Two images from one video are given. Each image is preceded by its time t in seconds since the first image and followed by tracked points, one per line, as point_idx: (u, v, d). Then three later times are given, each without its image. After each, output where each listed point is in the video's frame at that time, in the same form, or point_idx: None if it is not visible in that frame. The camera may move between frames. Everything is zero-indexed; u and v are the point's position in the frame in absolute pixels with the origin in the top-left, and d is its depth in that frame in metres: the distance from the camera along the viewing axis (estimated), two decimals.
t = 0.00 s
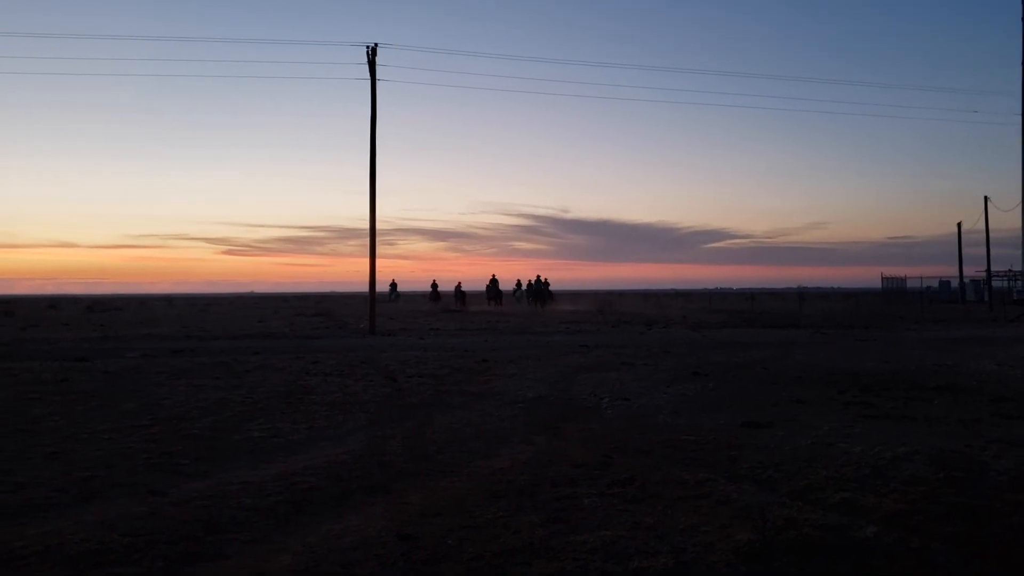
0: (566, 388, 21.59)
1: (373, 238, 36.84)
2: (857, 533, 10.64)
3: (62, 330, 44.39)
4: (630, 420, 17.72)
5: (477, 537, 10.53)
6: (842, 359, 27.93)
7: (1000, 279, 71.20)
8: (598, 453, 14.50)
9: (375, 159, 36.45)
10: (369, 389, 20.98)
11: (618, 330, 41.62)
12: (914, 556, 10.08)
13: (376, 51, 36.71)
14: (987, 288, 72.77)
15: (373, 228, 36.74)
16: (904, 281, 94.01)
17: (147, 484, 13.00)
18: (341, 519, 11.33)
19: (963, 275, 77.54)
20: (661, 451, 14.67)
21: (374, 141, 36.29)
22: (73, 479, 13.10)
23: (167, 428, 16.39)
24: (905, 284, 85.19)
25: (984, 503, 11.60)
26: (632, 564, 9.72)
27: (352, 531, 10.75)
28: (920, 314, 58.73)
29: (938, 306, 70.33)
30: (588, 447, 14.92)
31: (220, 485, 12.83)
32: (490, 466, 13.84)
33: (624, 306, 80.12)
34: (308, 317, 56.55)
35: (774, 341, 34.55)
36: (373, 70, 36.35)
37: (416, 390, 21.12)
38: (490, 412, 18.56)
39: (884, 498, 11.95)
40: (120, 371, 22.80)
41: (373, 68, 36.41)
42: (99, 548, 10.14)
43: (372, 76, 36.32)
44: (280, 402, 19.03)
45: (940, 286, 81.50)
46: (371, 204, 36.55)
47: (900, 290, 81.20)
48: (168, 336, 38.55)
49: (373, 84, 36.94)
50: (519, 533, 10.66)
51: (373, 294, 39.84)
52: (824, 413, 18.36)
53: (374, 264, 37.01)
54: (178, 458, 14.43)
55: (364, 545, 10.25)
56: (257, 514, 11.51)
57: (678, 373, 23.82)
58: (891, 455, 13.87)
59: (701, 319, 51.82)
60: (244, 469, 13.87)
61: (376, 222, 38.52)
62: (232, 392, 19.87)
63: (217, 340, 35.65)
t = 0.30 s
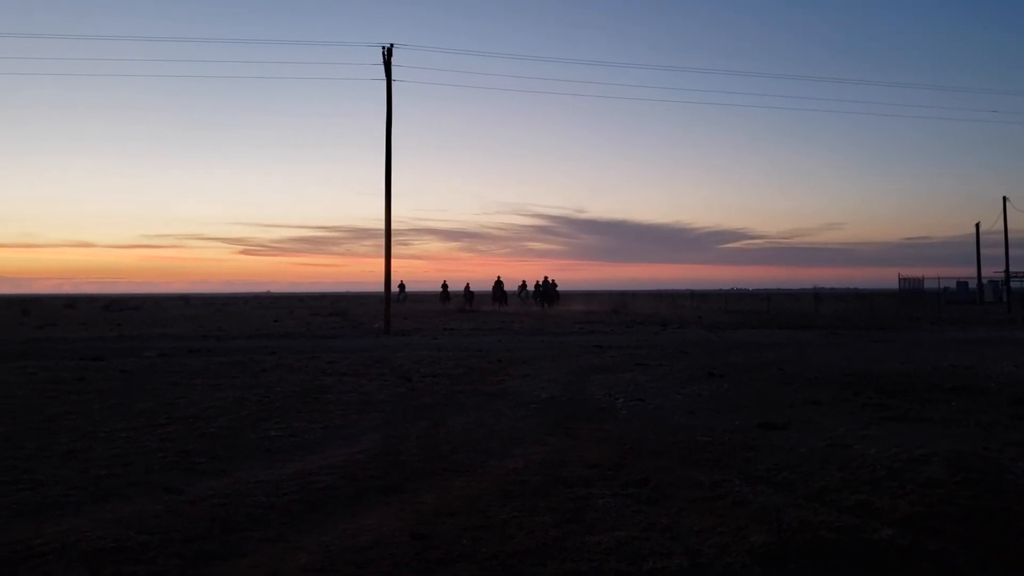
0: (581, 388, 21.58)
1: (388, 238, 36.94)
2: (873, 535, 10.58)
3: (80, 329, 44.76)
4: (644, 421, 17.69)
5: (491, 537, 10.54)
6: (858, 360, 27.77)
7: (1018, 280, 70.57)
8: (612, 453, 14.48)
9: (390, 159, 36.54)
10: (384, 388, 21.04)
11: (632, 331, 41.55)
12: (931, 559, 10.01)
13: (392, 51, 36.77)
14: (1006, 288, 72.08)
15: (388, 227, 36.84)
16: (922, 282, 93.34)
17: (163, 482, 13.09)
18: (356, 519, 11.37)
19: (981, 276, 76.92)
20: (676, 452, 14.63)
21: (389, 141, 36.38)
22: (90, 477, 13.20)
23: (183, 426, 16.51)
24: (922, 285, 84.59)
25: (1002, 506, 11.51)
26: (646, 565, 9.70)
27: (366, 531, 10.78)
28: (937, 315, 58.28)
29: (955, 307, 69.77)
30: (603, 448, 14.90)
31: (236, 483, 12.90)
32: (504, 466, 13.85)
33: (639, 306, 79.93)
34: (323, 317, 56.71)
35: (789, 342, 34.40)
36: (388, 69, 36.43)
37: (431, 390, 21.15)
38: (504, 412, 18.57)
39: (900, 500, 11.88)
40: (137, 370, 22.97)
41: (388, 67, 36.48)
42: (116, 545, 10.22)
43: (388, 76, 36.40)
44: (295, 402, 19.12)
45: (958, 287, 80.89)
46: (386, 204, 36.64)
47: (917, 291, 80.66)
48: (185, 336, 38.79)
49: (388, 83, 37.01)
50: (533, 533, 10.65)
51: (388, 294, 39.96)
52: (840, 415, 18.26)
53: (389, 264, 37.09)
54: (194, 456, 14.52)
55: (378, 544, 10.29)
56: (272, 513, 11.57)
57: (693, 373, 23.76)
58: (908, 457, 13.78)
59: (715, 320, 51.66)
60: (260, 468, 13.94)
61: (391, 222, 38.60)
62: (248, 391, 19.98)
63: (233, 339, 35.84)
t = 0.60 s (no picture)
0: (584, 386, 21.59)
1: (391, 236, 36.93)
2: (877, 533, 10.57)
3: (84, 326, 44.84)
4: (647, 418, 17.69)
5: (494, 534, 10.55)
6: (862, 359, 27.76)
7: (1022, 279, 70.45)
8: (616, 451, 14.48)
9: (394, 156, 36.56)
10: (387, 386, 21.07)
11: (635, 329, 41.54)
12: (935, 557, 9.99)
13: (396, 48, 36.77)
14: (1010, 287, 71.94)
15: (392, 225, 36.85)
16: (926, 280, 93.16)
17: (167, 479, 13.10)
18: (359, 516, 11.37)
19: (984, 275, 76.77)
20: (679, 450, 14.63)
21: (393, 139, 36.39)
22: (94, 474, 13.22)
23: (187, 423, 16.52)
24: (926, 283, 84.46)
25: (1006, 505, 11.49)
26: (650, 563, 9.69)
27: (369, 528, 10.79)
28: (940, 313, 58.20)
29: (959, 306, 69.65)
30: (606, 446, 14.90)
31: (240, 480, 12.92)
32: (507, 464, 13.85)
33: (643, 305, 79.87)
34: (326, 314, 56.70)
35: (792, 340, 34.37)
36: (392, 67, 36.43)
37: (434, 387, 21.16)
38: (507, 409, 18.59)
39: (904, 498, 11.86)
40: (141, 367, 23.01)
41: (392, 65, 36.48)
42: (119, 542, 10.23)
43: (392, 74, 36.41)
44: (298, 399, 19.13)
45: (962, 286, 80.73)
46: (390, 202, 36.67)
47: (920, 290, 80.51)
48: (188, 333, 38.84)
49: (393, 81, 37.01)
50: (536, 530, 10.66)
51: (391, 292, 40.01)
52: (844, 413, 18.23)
53: (392, 262, 37.08)
54: (198, 453, 14.54)
55: (381, 541, 10.29)
56: (275, 510, 11.57)
57: (696, 371, 23.74)
58: (912, 456, 13.77)
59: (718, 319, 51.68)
60: (263, 465, 13.95)
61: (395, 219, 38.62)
62: (251, 389, 19.99)
63: (237, 337, 35.92)
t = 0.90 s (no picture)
0: (585, 388, 21.59)
1: (392, 237, 36.94)
2: (879, 536, 10.56)
3: (85, 328, 44.86)
4: (649, 421, 17.68)
5: (495, 535, 10.55)
6: (864, 361, 27.74)
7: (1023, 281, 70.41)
8: (617, 453, 14.48)
9: (394, 159, 36.57)
10: (388, 388, 21.06)
11: (637, 332, 41.55)
12: (936, 559, 9.98)
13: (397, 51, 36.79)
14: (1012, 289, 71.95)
15: (393, 227, 36.86)
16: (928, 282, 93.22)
17: (168, 481, 13.10)
18: (360, 517, 11.37)
19: (985, 278, 76.74)
20: (680, 452, 14.62)
21: (394, 141, 36.40)
22: (95, 475, 13.22)
23: (188, 425, 16.52)
24: (927, 286, 84.42)
25: (1008, 507, 11.47)
26: (651, 565, 9.68)
27: (370, 530, 10.78)
28: (942, 315, 58.23)
29: (960, 308, 69.57)
30: (607, 448, 14.89)
31: (241, 482, 12.91)
32: (509, 466, 13.85)
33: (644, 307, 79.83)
34: (327, 316, 56.67)
35: (793, 343, 34.35)
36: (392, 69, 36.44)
37: (435, 389, 21.16)
38: (508, 411, 18.58)
39: (905, 501, 11.85)
40: (142, 369, 23.00)
41: (393, 67, 36.48)
42: (120, 544, 10.23)
43: (393, 76, 36.42)
44: (299, 401, 19.13)
45: (963, 288, 80.69)
46: (391, 204, 36.68)
47: (922, 292, 80.46)
48: (190, 335, 38.85)
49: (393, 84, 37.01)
50: (537, 532, 10.65)
51: (392, 294, 40.03)
52: (845, 415, 18.22)
53: (393, 264, 37.09)
54: (199, 455, 14.54)
55: (383, 543, 10.29)
56: (276, 512, 11.57)
57: (697, 374, 23.74)
58: (913, 458, 13.76)
59: (720, 321, 51.64)
60: (264, 467, 13.96)
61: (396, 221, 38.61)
62: (252, 391, 19.98)
63: (238, 339, 35.91)
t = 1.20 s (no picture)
0: (586, 389, 21.59)
1: (392, 239, 36.94)
2: (879, 537, 10.57)
3: (86, 331, 44.89)
4: (649, 422, 17.68)
5: (496, 537, 10.55)
6: (864, 362, 27.74)
7: None
8: (617, 455, 14.48)
9: (394, 161, 36.60)
10: (389, 390, 21.07)
11: (637, 333, 41.57)
12: (936, 560, 9.99)
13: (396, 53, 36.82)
14: (1012, 290, 71.94)
15: (393, 230, 36.87)
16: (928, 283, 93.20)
17: (169, 483, 13.11)
18: (361, 520, 11.37)
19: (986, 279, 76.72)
20: (681, 454, 14.62)
21: (393, 143, 36.43)
22: (96, 478, 13.23)
23: (188, 427, 16.53)
24: (927, 287, 84.41)
25: (1008, 509, 11.47)
26: (652, 567, 9.68)
27: (371, 532, 10.79)
28: (943, 317, 58.27)
29: (961, 309, 69.53)
30: (608, 450, 14.89)
31: (242, 484, 12.91)
32: (509, 467, 13.86)
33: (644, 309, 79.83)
34: (327, 318, 56.64)
35: (794, 344, 34.34)
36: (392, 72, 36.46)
37: (435, 391, 21.17)
38: (508, 413, 18.58)
39: (906, 502, 11.85)
40: (142, 371, 23.01)
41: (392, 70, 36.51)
42: (120, 546, 10.23)
43: (392, 78, 36.44)
44: (300, 403, 19.14)
45: (963, 290, 80.68)
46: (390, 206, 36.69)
47: (922, 294, 80.44)
48: (190, 337, 38.90)
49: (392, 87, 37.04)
50: (538, 534, 10.65)
51: (393, 296, 40.05)
52: (846, 417, 18.22)
53: (393, 266, 37.07)
54: (199, 457, 14.54)
55: (383, 545, 10.28)
56: (277, 514, 11.57)
57: (698, 376, 23.73)
58: (913, 459, 13.76)
59: (720, 322, 51.63)
60: (265, 469, 13.96)
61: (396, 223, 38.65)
62: (252, 393, 19.98)
63: (239, 341, 35.93)
